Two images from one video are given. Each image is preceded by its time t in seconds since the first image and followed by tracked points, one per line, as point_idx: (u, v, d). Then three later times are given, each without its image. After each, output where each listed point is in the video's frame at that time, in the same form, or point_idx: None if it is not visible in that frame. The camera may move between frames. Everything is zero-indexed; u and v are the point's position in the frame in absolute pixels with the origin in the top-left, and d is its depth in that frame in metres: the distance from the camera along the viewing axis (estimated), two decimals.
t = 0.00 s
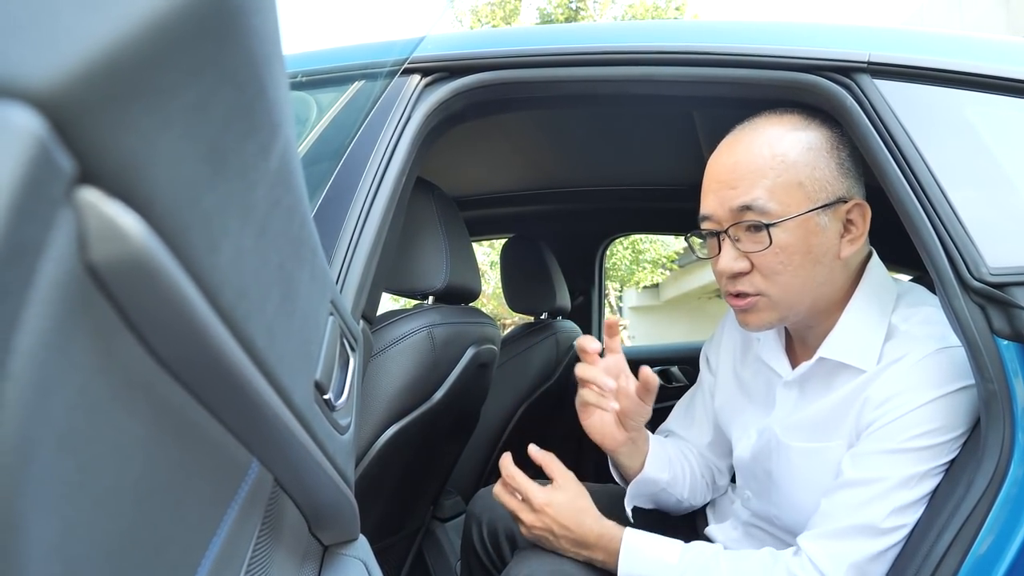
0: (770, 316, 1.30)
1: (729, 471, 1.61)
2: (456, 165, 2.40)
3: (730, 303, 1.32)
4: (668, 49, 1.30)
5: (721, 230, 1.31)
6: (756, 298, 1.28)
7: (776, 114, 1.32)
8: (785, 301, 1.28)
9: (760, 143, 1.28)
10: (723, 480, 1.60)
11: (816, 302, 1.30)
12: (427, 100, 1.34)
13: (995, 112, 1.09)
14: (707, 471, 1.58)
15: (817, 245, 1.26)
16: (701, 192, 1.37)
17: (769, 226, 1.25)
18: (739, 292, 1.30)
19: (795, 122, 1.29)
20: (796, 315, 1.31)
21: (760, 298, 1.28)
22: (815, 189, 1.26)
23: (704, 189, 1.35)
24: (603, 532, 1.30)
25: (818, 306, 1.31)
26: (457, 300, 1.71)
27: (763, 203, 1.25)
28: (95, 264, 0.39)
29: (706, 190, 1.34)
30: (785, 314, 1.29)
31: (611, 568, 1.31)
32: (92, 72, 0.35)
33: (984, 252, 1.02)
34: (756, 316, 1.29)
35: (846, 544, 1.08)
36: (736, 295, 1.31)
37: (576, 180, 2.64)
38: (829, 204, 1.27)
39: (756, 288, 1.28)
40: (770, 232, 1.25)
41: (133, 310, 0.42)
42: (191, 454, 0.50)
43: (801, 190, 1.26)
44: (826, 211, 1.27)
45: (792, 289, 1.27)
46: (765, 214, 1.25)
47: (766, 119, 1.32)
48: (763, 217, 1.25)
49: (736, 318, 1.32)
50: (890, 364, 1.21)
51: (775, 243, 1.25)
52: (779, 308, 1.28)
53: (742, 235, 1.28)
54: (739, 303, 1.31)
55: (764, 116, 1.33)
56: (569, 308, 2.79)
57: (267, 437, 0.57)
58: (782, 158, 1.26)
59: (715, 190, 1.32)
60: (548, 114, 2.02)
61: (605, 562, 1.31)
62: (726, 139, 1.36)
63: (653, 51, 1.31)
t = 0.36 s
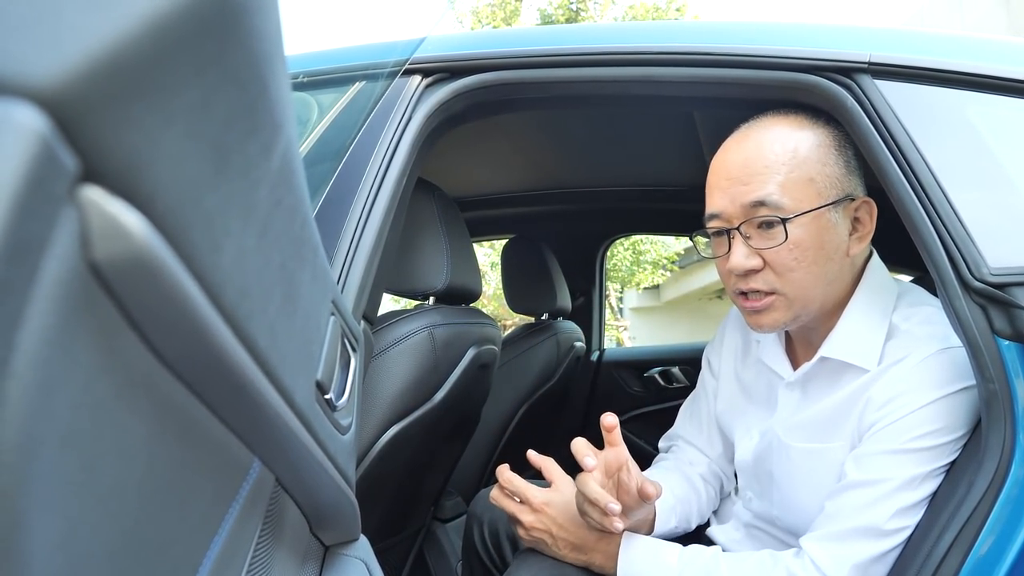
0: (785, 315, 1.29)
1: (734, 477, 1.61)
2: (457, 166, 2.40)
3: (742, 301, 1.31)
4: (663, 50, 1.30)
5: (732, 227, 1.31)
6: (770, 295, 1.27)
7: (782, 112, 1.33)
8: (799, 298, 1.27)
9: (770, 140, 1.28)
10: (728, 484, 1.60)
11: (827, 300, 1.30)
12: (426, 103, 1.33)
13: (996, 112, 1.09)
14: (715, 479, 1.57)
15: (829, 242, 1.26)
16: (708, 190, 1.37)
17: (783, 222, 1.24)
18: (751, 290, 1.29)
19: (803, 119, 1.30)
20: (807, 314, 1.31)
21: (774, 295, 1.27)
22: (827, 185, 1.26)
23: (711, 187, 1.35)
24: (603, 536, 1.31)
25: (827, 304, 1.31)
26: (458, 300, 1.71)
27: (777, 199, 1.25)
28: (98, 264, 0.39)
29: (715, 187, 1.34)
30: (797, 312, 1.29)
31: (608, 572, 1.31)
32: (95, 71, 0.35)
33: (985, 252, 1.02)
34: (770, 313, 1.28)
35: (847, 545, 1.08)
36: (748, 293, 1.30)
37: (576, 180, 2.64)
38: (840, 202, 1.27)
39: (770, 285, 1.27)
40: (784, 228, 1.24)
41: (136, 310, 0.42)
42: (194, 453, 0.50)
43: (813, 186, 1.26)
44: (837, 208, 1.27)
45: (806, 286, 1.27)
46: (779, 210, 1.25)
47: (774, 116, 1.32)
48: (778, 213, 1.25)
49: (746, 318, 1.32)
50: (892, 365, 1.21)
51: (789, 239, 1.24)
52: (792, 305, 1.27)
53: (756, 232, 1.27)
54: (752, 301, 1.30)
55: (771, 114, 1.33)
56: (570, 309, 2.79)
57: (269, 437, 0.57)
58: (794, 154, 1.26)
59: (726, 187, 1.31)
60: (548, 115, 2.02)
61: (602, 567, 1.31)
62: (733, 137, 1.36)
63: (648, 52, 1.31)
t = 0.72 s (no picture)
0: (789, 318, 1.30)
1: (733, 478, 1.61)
2: (458, 167, 2.40)
3: (746, 304, 1.31)
4: (662, 53, 1.31)
5: (735, 231, 1.31)
6: (773, 298, 1.28)
7: (785, 114, 1.33)
8: (803, 301, 1.28)
9: (773, 143, 1.28)
10: (728, 485, 1.60)
11: (829, 301, 1.30)
12: (426, 105, 1.34)
13: (995, 113, 1.09)
14: (714, 480, 1.57)
15: (831, 245, 1.26)
16: (711, 193, 1.37)
17: (787, 225, 1.25)
18: (754, 293, 1.30)
19: (805, 121, 1.30)
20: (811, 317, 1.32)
21: (778, 298, 1.28)
22: (829, 188, 1.27)
23: (714, 190, 1.35)
24: (603, 537, 1.31)
25: (829, 307, 1.32)
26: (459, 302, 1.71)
27: (780, 203, 1.25)
28: (102, 268, 0.39)
29: (718, 190, 1.34)
30: (801, 315, 1.29)
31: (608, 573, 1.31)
32: (100, 79, 0.35)
33: (984, 254, 1.02)
34: (773, 316, 1.29)
35: (847, 546, 1.09)
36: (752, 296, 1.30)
37: (576, 182, 2.64)
38: (843, 204, 1.28)
39: (774, 288, 1.27)
40: (787, 232, 1.25)
41: (138, 313, 0.42)
42: (195, 454, 0.50)
43: (816, 189, 1.26)
44: (840, 210, 1.27)
45: (809, 289, 1.27)
46: (783, 214, 1.25)
47: (776, 119, 1.32)
48: (781, 216, 1.25)
49: (750, 320, 1.32)
50: (892, 366, 1.21)
51: (793, 242, 1.24)
52: (795, 308, 1.28)
53: (759, 235, 1.27)
54: (755, 304, 1.30)
55: (774, 116, 1.34)
56: (571, 310, 2.79)
57: (270, 439, 0.57)
58: (797, 156, 1.26)
59: (729, 190, 1.31)
60: (548, 117, 2.03)
61: (602, 568, 1.31)
62: (737, 139, 1.36)
63: (647, 55, 1.31)
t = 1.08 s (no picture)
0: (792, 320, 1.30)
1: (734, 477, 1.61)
2: (459, 169, 2.40)
3: (749, 306, 1.32)
4: (668, 54, 1.30)
5: (736, 234, 1.31)
6: (776, 301, 1.28)
7: (784, 117, 1.33)
8: (805, 303, 1.28)
9: (773, 146, 1.28)
10: (729, 486, 1.60)
11: (830, 303, 1.30)
12: (427, 107, 1.34)
13: (997, 114, 1.09)
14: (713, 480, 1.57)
15: (833, 247, 1.26)
16: (712, 197, 1.37)
17: (788, 228, 1.25)
18: (756, 296, 1.30)
19: (805, 123, 1.30)
20: (814, 319, 1.32)
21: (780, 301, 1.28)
22: (830, 190, 1.27)
23: (715, 194, 1.35)
24: (604, 538, 1.31)
25: (832, 309, 1.31)
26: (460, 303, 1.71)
27: (781, 205, 1.25)
28: (107, 273, 0.39)
29: (719, 194, 1.34)
30: (803, 317, 1.29)
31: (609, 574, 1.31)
32: (105, 84, 0.35)
33: (986, 256, 1.02)
34: (776, 319, 1.29)
35: (849, 548, 1.08)
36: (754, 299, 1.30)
37: (578, 183, 2.64)
38: (844, 206, 1.28)
39: (776, 291, 1.27)
40: (789, 234, 1.25)
41: (143, 317, 0.42)
42: (199, 458, 0.51)
43: (817, 191, 1.26)
44: (841, 212, 1.27)
45: (811, 291, 1.27)
46: (784, 216, 1.25)
47: (776, 121, 1.32)
48: (783, 219, 1.25)
49: (753, 323, 1.32)
50: (894, 368, 1.21)
51: (794, 245, 1.25)
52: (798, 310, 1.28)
53: (761, 238, 1.27)
54: (758, 307, 1.30)
55: (773, 119, 1.34)
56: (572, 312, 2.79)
57: (273, 441, 0.58)
58: (797, 159, 1.26)
59: (729, 194, 1.31)
60: (549, 118, 2.03)
61: (603, 569, 1.31)
62: (736, 143, 1.36)
63: (649, 56, 1.31)
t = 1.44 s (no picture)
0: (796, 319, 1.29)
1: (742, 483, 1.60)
2: (461, 169, 2.41)
3: (750, 304, 1.31)
4: (676, 55, 1.29)
5: (740, 231, 1.31)
6: (780, 298, 1.27)
7: (790, 116, 1.33)
8: (809, 301, 1.27)
9: (778, 144, 1.28)
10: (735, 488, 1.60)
11: (835, 302, 1.30)
12: (430, 108, 1.34)
13: (1001, 115, 1.08)
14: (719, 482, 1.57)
15: (837, 246, 1.26)
16: (716, 195, 1.37)
17: (792, 226, 1.24)
18: (760, 294, 1.29)
19: (810, 123, 1.30)
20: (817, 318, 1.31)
21: (784, 298, 1.27)
22: (835, 189, 1.26)
23: (720, 192, 1.35)
24: (607, 539, 1.30)
25: (836, 308, 1.31)
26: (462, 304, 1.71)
27: (785, 203, 1.25)
28: (115, 272, 0.39)
29: (723, 191, 1.34)
30: (807, 315, 1.29)
31: None
32: (112, 83, 0.35)
33: (991, 257, 1.01)
34: (780, 316, 1.28)
35: (853, 550, 1.08)
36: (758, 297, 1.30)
37: (579, 184, 2.64)
38: (848, 205, 1.27)
39: (780, 289, 1.27)
40: (793, 231, 1.24)
41: (148, 316, 0.42)
42: (204, 458, 0.50)
43: (822, 189, 1.25)
44: (845, 211, 1.27)
45: (816, 289, 1.26)
46: (788, 214, 1.24)
47: (781, 121, 1.32)
48: (787, 216, 1.25)
49: (757, 321, 1.32)
50: (897, 368, 1.20)
51: (799, 242, 1.24)
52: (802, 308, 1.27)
53: (765, 235, 1.27)
54: (762, 304, 1.30)
55: (778, 118, 1.33)
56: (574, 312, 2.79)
57: (278, 443, 0.57)
58: (802, 158, 1.26)
59: (734, 192, 1.31)
60: (550, 118, 2.02)
61: (607, 571, 1.30)
62: (741, 142, 1.36)
63: (652, 56, 1.31)
